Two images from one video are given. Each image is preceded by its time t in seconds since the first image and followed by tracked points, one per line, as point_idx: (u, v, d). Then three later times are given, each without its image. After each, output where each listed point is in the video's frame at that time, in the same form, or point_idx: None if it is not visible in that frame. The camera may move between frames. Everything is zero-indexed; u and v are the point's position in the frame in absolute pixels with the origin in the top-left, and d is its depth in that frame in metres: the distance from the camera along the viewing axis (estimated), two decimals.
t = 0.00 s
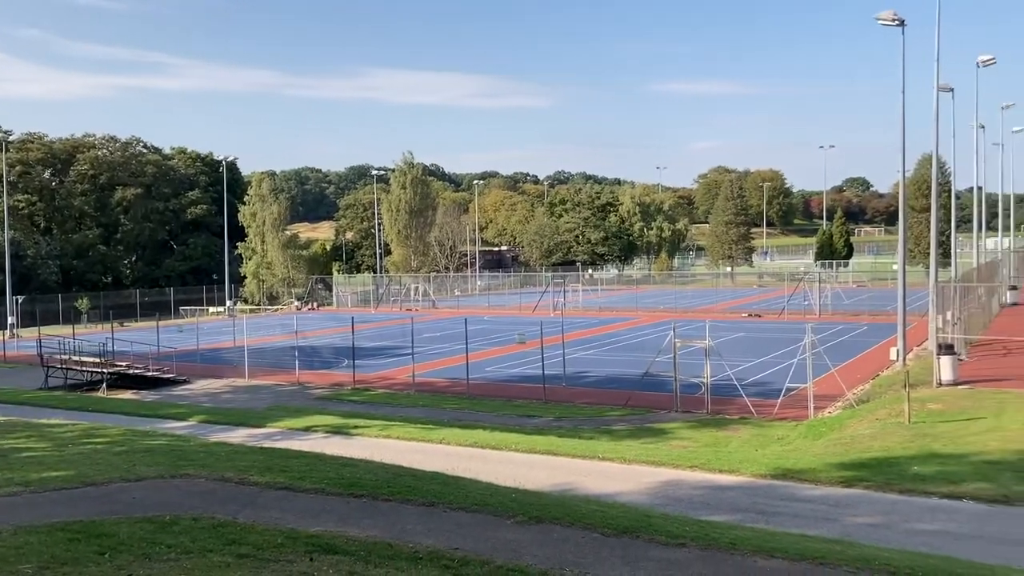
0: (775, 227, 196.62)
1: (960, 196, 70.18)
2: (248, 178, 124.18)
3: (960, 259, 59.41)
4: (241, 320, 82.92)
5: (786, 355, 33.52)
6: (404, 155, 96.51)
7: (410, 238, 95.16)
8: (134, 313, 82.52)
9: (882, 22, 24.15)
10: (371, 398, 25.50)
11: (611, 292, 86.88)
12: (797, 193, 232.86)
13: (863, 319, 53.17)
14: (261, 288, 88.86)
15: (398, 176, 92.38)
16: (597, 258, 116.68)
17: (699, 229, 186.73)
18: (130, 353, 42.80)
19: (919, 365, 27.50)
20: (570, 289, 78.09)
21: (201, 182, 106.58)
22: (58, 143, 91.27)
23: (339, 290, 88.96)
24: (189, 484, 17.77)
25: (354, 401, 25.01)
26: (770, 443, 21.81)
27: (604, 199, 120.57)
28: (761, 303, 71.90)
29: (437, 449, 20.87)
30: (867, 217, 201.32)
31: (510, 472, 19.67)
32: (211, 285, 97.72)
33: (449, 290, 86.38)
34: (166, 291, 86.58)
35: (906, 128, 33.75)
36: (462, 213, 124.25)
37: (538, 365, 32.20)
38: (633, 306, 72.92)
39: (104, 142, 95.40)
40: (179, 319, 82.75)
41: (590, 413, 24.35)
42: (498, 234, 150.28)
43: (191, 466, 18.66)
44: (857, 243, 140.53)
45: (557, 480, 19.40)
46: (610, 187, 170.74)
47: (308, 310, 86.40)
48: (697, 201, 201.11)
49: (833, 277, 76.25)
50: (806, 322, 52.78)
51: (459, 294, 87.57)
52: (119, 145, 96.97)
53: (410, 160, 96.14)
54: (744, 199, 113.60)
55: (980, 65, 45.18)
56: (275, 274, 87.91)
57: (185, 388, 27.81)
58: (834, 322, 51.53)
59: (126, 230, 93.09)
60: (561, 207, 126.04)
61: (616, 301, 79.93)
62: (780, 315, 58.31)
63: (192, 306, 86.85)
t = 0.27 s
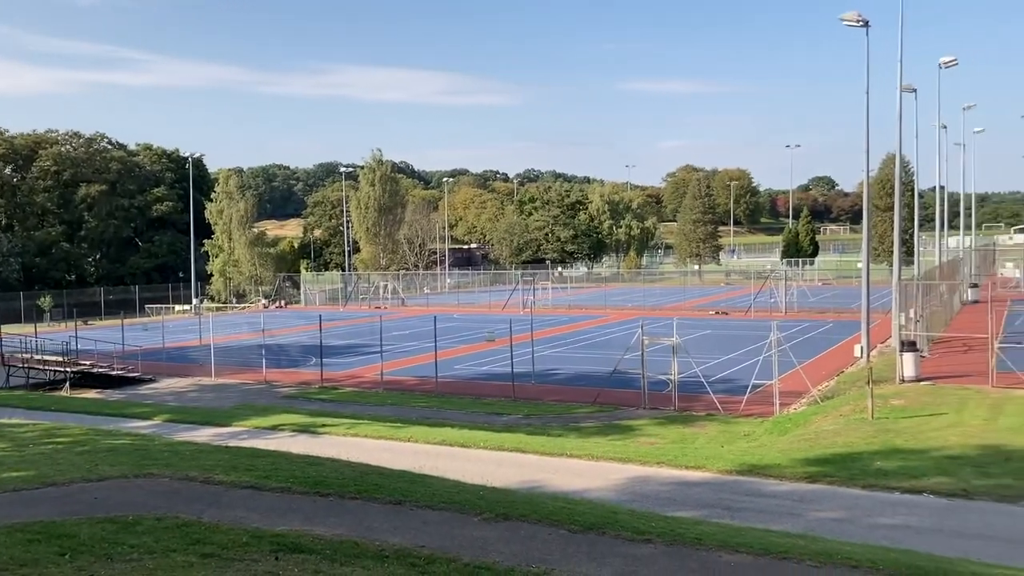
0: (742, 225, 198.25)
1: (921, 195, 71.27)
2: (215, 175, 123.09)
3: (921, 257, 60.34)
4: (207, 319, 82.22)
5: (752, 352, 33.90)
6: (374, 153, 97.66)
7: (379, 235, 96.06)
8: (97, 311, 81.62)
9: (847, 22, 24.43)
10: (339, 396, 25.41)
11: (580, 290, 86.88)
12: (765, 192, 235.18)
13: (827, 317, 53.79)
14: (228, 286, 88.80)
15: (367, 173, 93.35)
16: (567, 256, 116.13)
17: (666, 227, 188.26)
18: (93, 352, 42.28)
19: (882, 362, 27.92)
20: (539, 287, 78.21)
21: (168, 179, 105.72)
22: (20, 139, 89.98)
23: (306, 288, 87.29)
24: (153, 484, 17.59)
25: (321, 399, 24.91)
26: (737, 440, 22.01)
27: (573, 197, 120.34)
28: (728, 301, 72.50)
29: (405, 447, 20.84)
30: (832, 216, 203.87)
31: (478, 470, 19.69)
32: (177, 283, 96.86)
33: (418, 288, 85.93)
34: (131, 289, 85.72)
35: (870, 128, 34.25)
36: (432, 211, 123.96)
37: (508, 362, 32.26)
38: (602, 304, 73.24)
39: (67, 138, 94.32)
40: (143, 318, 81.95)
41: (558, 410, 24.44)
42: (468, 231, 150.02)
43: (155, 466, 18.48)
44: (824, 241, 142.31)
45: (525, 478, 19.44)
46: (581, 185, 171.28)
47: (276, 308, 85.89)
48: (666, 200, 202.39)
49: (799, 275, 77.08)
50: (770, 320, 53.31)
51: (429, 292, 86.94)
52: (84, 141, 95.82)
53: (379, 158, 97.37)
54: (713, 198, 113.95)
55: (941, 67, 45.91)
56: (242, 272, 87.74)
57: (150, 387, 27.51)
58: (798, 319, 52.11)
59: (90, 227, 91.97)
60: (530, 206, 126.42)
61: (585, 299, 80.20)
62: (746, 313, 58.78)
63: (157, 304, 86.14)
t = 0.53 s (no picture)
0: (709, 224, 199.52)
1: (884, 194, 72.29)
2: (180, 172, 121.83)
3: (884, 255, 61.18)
4: (172, 316, 81.35)
5: (718, 349, 34.24)
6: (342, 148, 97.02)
7: (347, 233, 95.98)
8: (59, 309, 80.46)
9: (811, 23, 24.69)
10: (306, 395, 25.28)
11: (548, 288, 86.95)
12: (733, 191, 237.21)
13: (793, 314, 54.41)
14: (193, 284, 87.85)
15: (334, 169, 92.83)
16: (536, 253, 116.25)
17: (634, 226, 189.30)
18: (54, 350, 41.67)
19: (845, 359, 28.35)
20: (508, 284, 78.29)
21: (132, 175, 104.61)
22: None
23: (272, 285, 87.38)
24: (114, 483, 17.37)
25: (288, 397, 24.78)
26: (702, 436, 22.21)
27: (541, 195, 120.27)
28: (695, 298, 73.05)
29: (371, 445, 20.80)
30: (797, 215, 206.15)
31: (444, 467, 19.69)
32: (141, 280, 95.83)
33: (386, 285, 84.47)
34: (94, 287, 84.60)
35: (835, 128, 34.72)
36: (400, 208, 123.48)
37: (476, 360, 32.30)
38: (570, 301, 73.51)
39: (28, 132, 91.87)
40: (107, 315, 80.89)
41: (526, 407, 24.51)
42: (437, 229, 150.54)
43: (116, 465, 18.26)
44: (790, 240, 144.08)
45: (492, 475, 19.47)
46: (551, 184, 171.87)
47: (242, 306, 85.23)
48: (633, 198, 203.56)
49: (765, 273, 77.89)
50: (736, 316, 53.82)
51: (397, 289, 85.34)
52: (45, 135, 93.83)
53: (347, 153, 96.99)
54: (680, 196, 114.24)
55: (903, 67, 46.55)
56: (207, 269, 86.83)
57: (112, 385, 27.19)
58: (764, 316, 52.71)
59: (52, 223, 90.30)
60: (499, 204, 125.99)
61: (554, 296, 80.42)
62: (713, 310, 59.23)
63: (120, 302, 85.29)
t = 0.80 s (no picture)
0: (677, 222, 200.50)
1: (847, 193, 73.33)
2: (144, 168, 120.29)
3: (848, 253, 61.98)
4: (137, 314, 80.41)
5: (685, 346, 34.55)
6: (307, 147, 100.47)
7: (314, 230, 98.04)
8: (19, 308, 79.16)
9: (776, 24, 24.93)
10: (272, 393, 25.10)
11: (517, 286, 87.08)
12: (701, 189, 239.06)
13: (758, 311, 54.97)
14: (158, 282, 86.22)
15: (300, 166, 95.62)
16: (505, 251, 116.23)
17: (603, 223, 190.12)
18: (13, 349, 41.01)
19: (809, 355, 28.74)
20: (477, 282, 78.30)
21: (95, 171, 103.19)
22: None
23: (238, 283, 87.21)
24: (74, 484, 17.12)
25: (254, 396, 24.61)
26: (668, 432, 22.37)
27: (511, 192, 118.16)
28: (663, 295, 73.50)
29: (337, 443, 20.71)
30: (763, 213, 208.16)
31: (411, 465, 19.65)
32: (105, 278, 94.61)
33: (354, 282, 83.98)
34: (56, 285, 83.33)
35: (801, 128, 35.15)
36: (368, 205, 122.79)
37: (444, 358, 32.30)
38: (539, 299, 73.72)
39: None
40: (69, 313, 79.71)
41: (494, 405, 24.54)
42: (406, 226, 150.71)
43: (77, 465, 18.00)
44: (756, 238, 145.79)
45: (458, 473, 19.46)
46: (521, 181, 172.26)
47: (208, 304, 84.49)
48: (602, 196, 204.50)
49: (731, 270, 78.64)
50: (702, 314, 54.22)
51: (365, 287, 84.95)
52: (5, 130, 91.74)
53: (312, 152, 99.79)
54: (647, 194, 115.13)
55: (867, 68, 47.13)
56: (171, 267, 85.68)
57: (74, 384, 26.81)
58: (729, 314, 53.27)
59: (12, 220, 88.73)
60: (468, 201, 125.40)
61: (522, 294, 80.56)
62: (680, 308, 59.64)
63: (83, 300, 84.30)
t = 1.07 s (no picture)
0: (646, 219, 201.40)
1: (813, 192, 74.17)
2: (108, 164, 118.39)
3: (813, 251, 62.61)
4: (100, 312, 79.12)
5: (653, 342, 34.72)
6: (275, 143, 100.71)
7: (282, 227, 98.04)
8: None
9: (745, 24, 25.09)
10: (239, 392, 24.89)
11: (487, 284, 86.95)
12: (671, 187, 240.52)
13: (725, 308, 55.41)
14: (122, 278, 85.53)
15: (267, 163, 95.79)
16: (475, 248, 115.49)
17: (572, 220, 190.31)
18: None
19: (775, 352, 29.04)
20: (447, 279, 78.16)
21: (58, 166, 101.29)
22: None
23: (204, 280, 85.59)
24: (34, 484, 16.85)
25: (220, 394, 24.42)
26: (637, 428, 22.48)
27: (480, 189, 117.94)
28: (632, 293, 73.78)
29: (305, 442, 20.61)
30: (731, 212, 209.73)
31: (379, 464, 19.58)
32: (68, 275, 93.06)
33: (322, 279, 84.26)
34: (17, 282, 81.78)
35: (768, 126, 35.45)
36: (336, 202, 121.71)
37: (413, 355, 32.19)
38: (508, 296, 73.65)
39: None
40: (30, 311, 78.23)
41: (463, 402, 24.54)
42: (374, 223, 149.85)
43: (38, 465, 17.73)
44: (723, 235, 147.29)
45: (426, 470, 19.43)
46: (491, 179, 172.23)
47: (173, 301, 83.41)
48: (572, 194, 204.84)
49: (699, 268, 79.22)
50: (670, 312, 54.46)
51: (333, 284, 85.31)
52: None
53: (280, 148, 100.05)
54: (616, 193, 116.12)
55: (833, 68, 47.49)
56: (137, 263, 84.84)
57: (36, 382, 26.41)
58: (698, 311, 53.62)
59: None
60: (437, 197, 124.45)
61: (492, 292, 80.56)
62: (649, 306, 59.92)
63: (45, 297, 82.86)
